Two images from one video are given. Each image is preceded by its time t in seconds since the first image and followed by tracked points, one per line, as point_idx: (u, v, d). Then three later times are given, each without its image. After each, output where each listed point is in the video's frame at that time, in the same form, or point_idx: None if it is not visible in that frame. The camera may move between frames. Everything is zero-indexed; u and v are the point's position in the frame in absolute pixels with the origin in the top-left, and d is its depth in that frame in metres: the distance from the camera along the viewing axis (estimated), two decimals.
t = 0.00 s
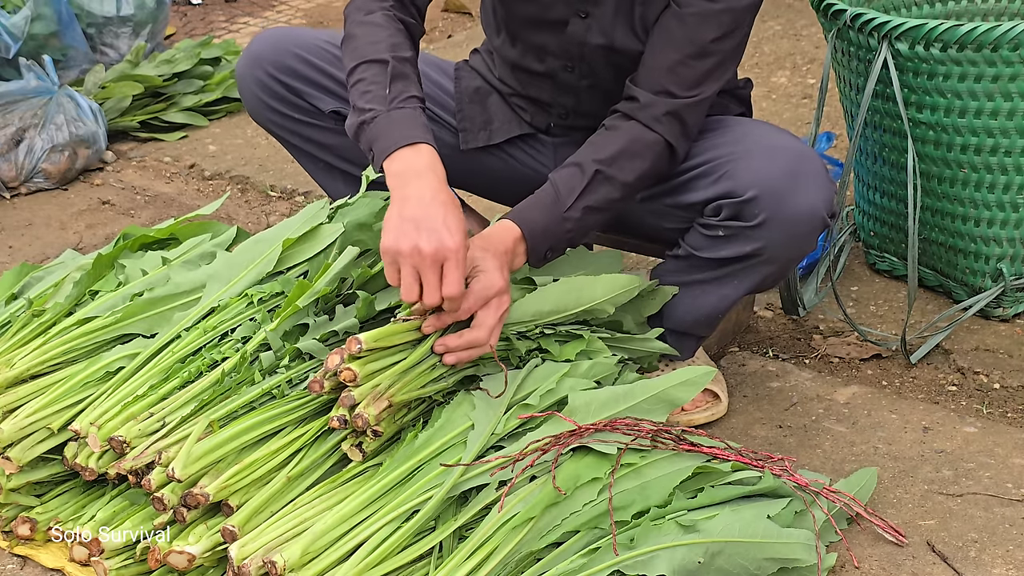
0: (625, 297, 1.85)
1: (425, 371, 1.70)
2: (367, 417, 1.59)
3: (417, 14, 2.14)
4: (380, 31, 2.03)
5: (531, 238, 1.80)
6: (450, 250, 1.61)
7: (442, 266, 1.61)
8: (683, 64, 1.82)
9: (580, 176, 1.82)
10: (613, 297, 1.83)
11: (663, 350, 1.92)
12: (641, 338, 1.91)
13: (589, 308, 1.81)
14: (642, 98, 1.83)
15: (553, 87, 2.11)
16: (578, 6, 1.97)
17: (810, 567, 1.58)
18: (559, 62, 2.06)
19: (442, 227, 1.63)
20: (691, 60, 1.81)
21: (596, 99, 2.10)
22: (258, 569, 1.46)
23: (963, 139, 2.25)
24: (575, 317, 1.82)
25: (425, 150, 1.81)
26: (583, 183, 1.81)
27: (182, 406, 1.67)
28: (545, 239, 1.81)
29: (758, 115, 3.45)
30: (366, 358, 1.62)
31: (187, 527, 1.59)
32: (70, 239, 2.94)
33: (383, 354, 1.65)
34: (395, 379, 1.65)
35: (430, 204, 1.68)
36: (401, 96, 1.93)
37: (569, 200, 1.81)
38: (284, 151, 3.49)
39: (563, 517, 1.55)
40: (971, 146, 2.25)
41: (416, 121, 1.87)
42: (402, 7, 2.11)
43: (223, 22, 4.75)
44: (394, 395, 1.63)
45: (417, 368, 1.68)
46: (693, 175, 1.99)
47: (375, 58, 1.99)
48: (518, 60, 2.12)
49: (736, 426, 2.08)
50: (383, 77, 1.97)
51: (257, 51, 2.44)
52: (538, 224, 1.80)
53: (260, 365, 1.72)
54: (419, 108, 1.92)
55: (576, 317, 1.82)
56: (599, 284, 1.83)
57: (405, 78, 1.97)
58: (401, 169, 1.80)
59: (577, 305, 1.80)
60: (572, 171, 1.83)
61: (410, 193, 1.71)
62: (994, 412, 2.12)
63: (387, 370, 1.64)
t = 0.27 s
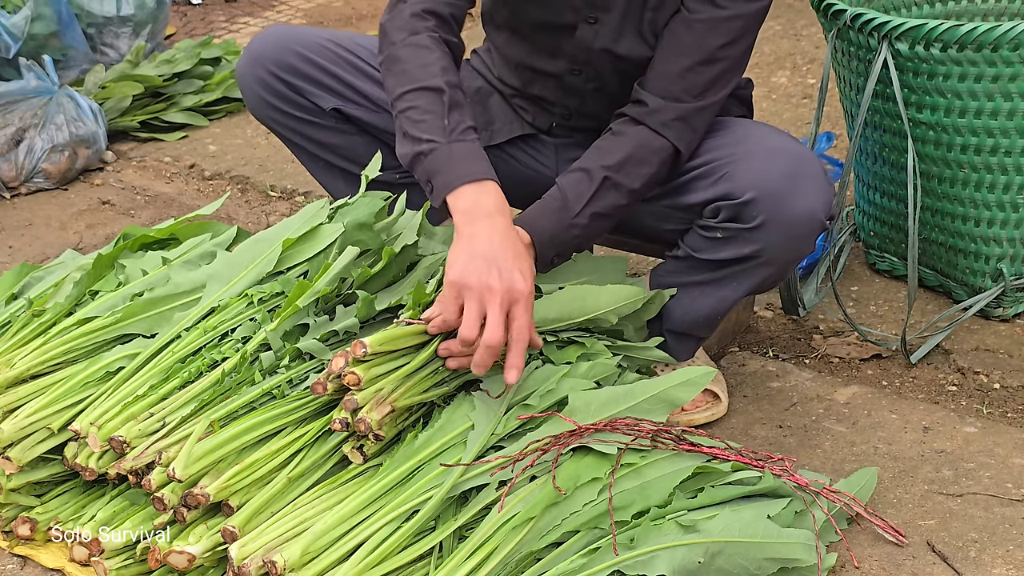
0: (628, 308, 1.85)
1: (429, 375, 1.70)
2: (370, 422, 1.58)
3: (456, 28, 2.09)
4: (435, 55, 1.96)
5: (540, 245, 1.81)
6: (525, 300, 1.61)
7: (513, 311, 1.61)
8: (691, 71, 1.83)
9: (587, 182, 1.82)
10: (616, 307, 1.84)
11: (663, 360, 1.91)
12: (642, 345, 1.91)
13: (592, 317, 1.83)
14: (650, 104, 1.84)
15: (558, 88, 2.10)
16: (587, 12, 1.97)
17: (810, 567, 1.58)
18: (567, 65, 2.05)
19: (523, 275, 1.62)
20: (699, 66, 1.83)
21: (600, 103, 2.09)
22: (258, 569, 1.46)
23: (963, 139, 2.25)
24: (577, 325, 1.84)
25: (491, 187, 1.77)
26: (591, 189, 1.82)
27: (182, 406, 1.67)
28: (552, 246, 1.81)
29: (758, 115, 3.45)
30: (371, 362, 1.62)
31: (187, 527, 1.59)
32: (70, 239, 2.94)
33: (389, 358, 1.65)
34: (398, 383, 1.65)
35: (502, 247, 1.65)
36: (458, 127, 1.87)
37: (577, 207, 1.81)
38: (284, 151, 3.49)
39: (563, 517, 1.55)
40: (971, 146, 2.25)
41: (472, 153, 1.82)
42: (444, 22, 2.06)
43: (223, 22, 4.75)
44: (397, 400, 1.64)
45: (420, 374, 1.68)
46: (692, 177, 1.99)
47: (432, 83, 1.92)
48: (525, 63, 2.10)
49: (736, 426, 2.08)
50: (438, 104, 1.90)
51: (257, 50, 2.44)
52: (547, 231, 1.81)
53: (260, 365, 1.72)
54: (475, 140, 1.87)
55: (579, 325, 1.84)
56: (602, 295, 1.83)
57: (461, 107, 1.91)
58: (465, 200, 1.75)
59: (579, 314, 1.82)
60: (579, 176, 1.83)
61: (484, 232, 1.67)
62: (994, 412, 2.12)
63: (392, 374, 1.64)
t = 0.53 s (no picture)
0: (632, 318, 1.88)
1: (433, 380, 1.70)
2: (372, 426, 1.58)
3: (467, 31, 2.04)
4: (434, 61, 1.94)
5: (551, 248, 1.79)
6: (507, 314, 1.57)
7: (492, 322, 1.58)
8: (698, 71, 1.83)
9: (597, 185, 1.80)
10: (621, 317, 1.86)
11: (663, 365, 1.91)
12: (642, 351, 1.91)
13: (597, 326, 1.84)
14: (658, 103, 1.83)
15: (565, 87, 2.10)
16: (596, 12, 1.96)
17: (810, 567, 1.58)
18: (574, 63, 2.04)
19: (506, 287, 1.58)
20: (705, 66, 1.83)
21: (607, 102, 2.09)
22: (258, 569, 1.46)
23: (963, 139, 2.25)
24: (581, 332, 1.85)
25: (481, 195, 1.73)
26: (601, 191, 1.80)
27: (182, 406, 1.67)
28: (565, 250, 1.80)
29: (758, 115, 3.46)
30: (376, 365, 1.62)
31: (187, 527, 1.59)
32: (70, 239, 2.94)
33: (396, 361, 1.65)
34: (403, 388, 1.65)
35: (488, 256, 1.61)
36: (454, 134, 1.84)
37: (588, 209, 1.80)
38: (284, 151, 3.49)
39: (563, 517, 1.55)
40: (971, 146, 2.25)
41: (470, 162, 1.79)
42: (455, 24, 2.01)
43: (223, 22, 4.75)
44: (401, 405, 1.63)
45: (425, 379, 1.69)
46: (692, 177, 1.99)
47: (428, 90, 1.89)
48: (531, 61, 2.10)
49: (736, 426, 2.08)
50: (434, 113, 1.87)
51: (257, 49, 2.44)
52: (557, 236, 1.79)
53: (260, 365, 1.72)
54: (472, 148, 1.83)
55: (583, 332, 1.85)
56: (609, 305, 1.85)
57: (459, 114, 1.88)
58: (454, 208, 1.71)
59: (585, 323, 1.83)
60: (589, 179, 1.81)
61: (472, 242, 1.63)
62: (994, 412, 2.12)
63: (396, 378, 1.64)
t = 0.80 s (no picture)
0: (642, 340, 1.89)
1: (442, 389, 1.70)
2: (381, 437, 1.58)
3: (444, 29, 2.11)
4: (394, 48, 2.04)
5: (575, 258, 1.75)
6: (422, 259, 1.61)
7: (418, 275, 1.61)
8: (705, 70, 1.82)
9: (614, 191, 1.78)
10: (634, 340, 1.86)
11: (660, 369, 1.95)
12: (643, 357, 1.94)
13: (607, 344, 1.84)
14: (669, 103, 1.83)
15: (569, 83, 2.09)
16: (598, 5, 1.95)
17: (810, 567, 1.58)
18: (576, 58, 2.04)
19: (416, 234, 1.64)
20: (712, 65, 1.82)
21: (610, 98, 2.08)
22: (258, 569, 1.46)
23: (963, 139, 2.25)
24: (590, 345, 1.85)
25: (420, 165, 1.82)
26: (618, 197, 1.77)
27: (182, 406, 1.67)
28: (590, 259, 1.75)
29: (758, 115, 3.46)
30: (392, 375, 1.61)
31: (187, 527, 1.59)
32: (70, 239, 2.94)
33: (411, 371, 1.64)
34: (413, 398, 1.65)
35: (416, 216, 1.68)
36: (404, 114, 1.94)
37: (607, 216, 1.77)
38: (284, 151, 3.49)
39: (563, 517, 1.55)
40: (971, 146, 2.25)
41: (420, 137, 1.88)
42: (424, 21, 2.09)
43: (223, 22, 4.75)
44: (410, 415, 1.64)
45: (433, 389, 1.68)
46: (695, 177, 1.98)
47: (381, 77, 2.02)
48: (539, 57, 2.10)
49: (736, 426, 2.08)
50: (389, 98, 1.99)
51: (259, 48, 2.44)
52: (580, 245, 1.75)
53: (260, 365, 1.72)
54: (424, 125, 1.92)
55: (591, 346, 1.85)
56: (623, 327, 1.84)
57: (411, 95, 1.98)
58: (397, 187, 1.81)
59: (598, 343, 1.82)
60: (606, 187, 1.79)
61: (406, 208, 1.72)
62: (994, 412, 2.12)
63: (409, 389, 1.64)
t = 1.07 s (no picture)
0: (638, 329, 1.89)
1: (437, 378, 1.70)
2: (377, 425, 1.58)
3: (448, 31, 2.12)
4: (390, 55, 2.10)
5: (591, 256, 1.74)
6: (377, 256, 1.70)
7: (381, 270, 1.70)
8: (717, 49, 1.81)
9: (628, 186, 1.78)
10: (628, 327, 1.88)
11: (664, 365, 1.92)
12: (644, 352, 1.93)
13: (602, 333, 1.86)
14: (680, 88, 1.82)
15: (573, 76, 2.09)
16: None
17: (810, 567, 1.58)
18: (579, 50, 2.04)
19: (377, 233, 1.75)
20: (724, 44, 1.81)
21: (613, 92, 2.07)
22: (258, 569, 1.46)
23: (963, 139, 2.25)
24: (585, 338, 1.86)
25: (392, 170, 1.92)
26: (631, 191, 1.78)
27: (182, 406, 1.67)
28: (606, 256, 1.74)
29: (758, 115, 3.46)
30: (382, 364, 1.62)
31: (187, 527, 1.59)
32: (70, 239, 2.94)
33: (401, 360, 1.65)
34: (408, 386, 1.65)
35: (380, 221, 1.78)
36: (391, 118, 2.01)
37: (621, 211, 1.77)
38: (284, 151, 3.49)
39: (563, 517, 1.55)
40: (971, 146, 2.25)
41: (402, 139, 1.97)
42: (425, 26, 2.11)
43: (223, 22, 4.75)
44: (405, 403, 1.63)
45: (429, 377, 1.68)
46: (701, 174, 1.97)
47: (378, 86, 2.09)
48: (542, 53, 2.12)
49: (736, 426, 2.08)
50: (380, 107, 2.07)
51: (264, 39, 2.45)
52: (595, 243, 1.74)
53: (260, 365, 1.72)
54: (410, 126, 1.99)
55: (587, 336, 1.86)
56: (617, 314, 1.87)
57: (401, 99, 2.03)
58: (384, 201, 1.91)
59: (592, 328, 1.85)
60: (621, 184, 1.79)
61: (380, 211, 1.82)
62: (994, 412, 2.12)
63: (401, 377, 1.64)
